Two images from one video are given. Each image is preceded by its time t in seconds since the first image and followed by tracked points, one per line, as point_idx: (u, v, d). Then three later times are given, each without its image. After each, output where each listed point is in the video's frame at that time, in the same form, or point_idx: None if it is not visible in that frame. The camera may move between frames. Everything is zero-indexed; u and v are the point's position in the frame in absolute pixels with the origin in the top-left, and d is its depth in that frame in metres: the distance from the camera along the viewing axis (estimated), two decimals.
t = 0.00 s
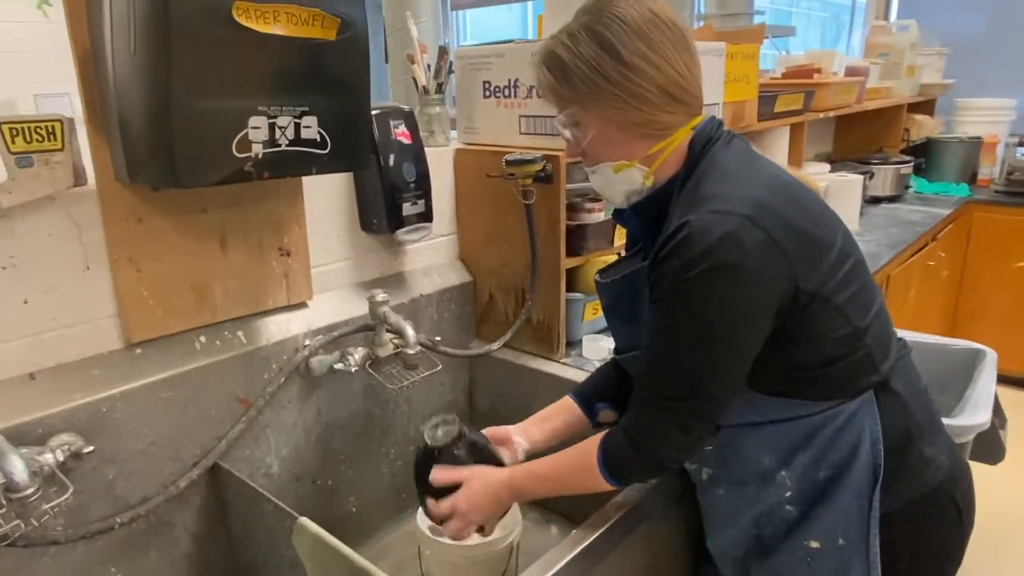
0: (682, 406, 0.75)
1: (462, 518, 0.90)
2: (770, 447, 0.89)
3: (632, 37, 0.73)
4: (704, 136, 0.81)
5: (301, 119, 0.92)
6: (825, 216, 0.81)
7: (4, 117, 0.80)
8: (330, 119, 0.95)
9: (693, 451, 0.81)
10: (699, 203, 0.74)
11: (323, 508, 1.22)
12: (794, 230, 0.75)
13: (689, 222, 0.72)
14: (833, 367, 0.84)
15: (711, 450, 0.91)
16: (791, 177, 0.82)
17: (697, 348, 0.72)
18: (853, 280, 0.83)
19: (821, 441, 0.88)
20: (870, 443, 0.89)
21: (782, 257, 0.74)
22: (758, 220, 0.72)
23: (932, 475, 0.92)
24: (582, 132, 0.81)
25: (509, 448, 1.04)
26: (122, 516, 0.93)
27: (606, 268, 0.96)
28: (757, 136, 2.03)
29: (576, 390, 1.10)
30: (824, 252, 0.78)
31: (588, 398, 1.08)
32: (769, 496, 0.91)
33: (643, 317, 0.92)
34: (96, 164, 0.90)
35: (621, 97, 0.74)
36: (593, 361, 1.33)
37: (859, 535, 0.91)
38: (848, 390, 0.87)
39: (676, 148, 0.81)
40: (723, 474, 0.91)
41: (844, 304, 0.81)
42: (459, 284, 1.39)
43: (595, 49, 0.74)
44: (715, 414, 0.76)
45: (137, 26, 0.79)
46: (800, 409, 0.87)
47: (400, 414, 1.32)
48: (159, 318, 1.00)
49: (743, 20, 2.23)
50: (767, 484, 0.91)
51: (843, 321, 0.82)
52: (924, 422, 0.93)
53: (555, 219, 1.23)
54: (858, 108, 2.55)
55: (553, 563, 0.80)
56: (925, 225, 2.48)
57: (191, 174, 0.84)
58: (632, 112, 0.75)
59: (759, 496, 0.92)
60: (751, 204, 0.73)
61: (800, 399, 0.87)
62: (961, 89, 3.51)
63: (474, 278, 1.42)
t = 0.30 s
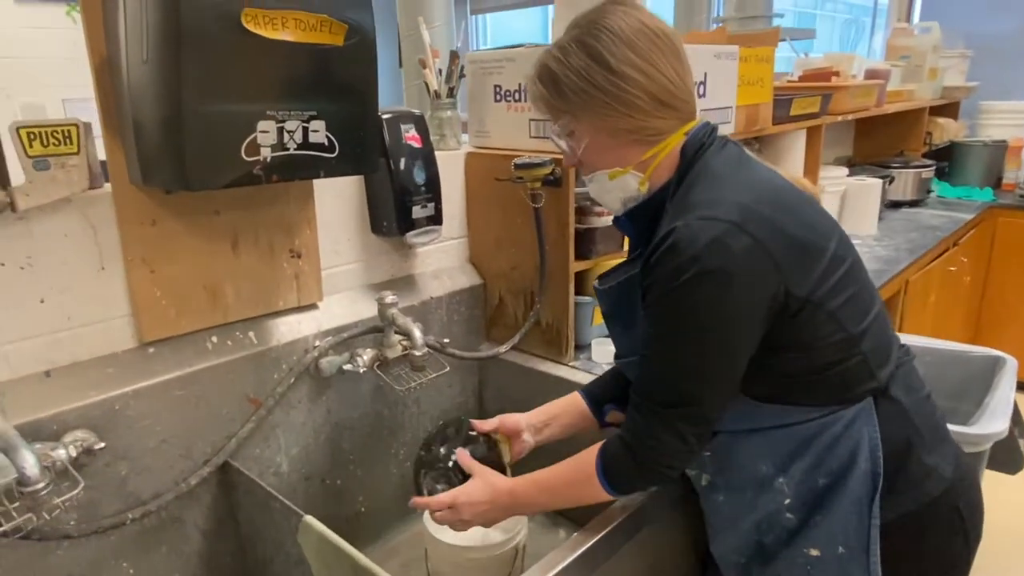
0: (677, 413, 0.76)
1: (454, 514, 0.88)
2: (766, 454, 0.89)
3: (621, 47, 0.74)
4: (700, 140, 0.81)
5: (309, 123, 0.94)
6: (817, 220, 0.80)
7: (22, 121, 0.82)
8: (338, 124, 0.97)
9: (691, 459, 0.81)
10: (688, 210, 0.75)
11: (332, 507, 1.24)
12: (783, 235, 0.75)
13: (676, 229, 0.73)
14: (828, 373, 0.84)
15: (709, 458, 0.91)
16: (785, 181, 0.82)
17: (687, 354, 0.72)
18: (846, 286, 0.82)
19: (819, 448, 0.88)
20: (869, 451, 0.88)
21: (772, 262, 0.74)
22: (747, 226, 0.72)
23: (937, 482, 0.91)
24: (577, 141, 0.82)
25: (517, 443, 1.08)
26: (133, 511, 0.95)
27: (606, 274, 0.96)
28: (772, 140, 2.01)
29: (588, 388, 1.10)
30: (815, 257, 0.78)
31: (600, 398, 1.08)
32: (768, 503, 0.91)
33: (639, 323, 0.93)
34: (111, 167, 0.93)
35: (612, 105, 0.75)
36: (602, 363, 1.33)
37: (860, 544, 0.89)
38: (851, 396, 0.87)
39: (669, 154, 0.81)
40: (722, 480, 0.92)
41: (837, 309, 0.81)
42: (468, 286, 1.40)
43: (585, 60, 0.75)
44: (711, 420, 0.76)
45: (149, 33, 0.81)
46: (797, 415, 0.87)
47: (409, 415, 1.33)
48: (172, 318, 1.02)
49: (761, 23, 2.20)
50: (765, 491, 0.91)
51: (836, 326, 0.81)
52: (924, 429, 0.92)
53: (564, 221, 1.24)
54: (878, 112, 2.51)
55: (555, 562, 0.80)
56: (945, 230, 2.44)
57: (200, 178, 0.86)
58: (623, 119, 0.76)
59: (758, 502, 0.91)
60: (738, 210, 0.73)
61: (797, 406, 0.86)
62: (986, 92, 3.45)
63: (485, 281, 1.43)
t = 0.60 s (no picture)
0: (670, 415, 0.77)
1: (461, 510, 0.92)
2: (759, 453, 0.91)
3: (604, 62, 0.75)
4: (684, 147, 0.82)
5: (317, 127, 0.96)
6: (801, 221, 0.81)
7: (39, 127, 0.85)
8: (345, 128, 0.99)
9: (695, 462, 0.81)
10: (673, 215, 0.76)
11: (341, 506, 1.25)
12: (766, 236, 0.76)
13: (660, 235, 0.74)
14: (819, 373, 0.85)
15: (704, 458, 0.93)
16: (769, 185, 0.83)
17: (675, 357, 0.73)
18: (832, 286, 0.83)
19: (808, 447, 0.89)
20: (858, 449, 0.89)
21: (756, 264, 0.75)
22: (730, 229, 0.73)
23: (935, 482, 0.92)
24: (565, 152, 0.84)
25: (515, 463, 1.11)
26: (147, 508, 0.96)
27: (599, 282, 0.97)
28: (781, 141, 2.01)
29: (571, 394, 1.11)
30: (800, 257, 0.79)
31: (584, 404, 1.09)
32: (762, 503, 0.92)
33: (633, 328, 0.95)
34: (125, 171, 0.95)
35: (597, 119, 0.77)
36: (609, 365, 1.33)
37: (852, 543, 0.90)
38: (842, 397, 0.88)
39: (654, 164, 0.83)
40: (717, 480, 0.93)
41: (824, 309, 0.81)
42: (476, 288, 1.42)
43: (570, 76, 0.76)
44: (705, 422, 0.77)
45: (162, 41, 0.83)
46: (789, 416, 0.88)
47: (417, 416, 1.35)
48: (184, 319, 1.04)
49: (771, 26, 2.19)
50: (758, 490, 0.92)
51: (823, 327, 0.82)
52: (916, 432, 0.92)
53: (572, 224, 1.25)
54: (889, 113, 2.50)
55: (557, 561, 0.81)
56: (957, 231, 2.43)
57: (211, 182, 0.88)
58: (608, 132, 0.78)
59: (752, 502, 0.93)
60: (721, 213, 0.74)
61: (790, 407, 0.88)
62: (1000, 92, 3.42)
63: (492, 282, 1.44)
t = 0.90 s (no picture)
0: (672, 413, 0.76)
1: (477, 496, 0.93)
2: (767, 454, 0.91)
3: (588, 82, 0.76)
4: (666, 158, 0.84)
5: (322, 128, 0.96)
6: (786, 217, 0.83)
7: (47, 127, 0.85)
8: (349, 128, 0.99)
9: (700, 460, 0.81)
10: (666, 214, 0.77)
11: (345, 505, 1.26)
12: (755, 230, 0.77)
13: (654, 234, 0.74)
14: (816, 367, 0.85)
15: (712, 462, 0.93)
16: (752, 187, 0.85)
17: (674, 354, 0.73)
18: (822, 278, 0.83)
19: (814, 448, 0.89)
20: (864, 447, 0.88)
21: (748, 256, 0.75)
22: (721, 224, 0.74)
23: (938, 483, 0.92)
24: (552, 171, 0.84)
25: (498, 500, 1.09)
26: (152, 506, 0.97)
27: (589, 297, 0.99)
28: (786, 142, 2.01)
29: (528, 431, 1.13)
30: (790, 250, 0.80)
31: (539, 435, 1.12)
32: (770, 505, 0.93)
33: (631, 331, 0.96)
34: (132, 172, 0.96)
35: (581, 136, 0.77)
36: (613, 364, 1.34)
37: (861, 540, 0.90)
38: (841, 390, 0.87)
39: (637, 177, 0.83)
40: (724, 484, 0.94)
41: (816, 302, 0.82)
42: (480, 288, 1.42)
43: (554, 96, 0.77)
44: (710, 418, 0.77)
45: (168, 42, 0.83)
46: (790, 415, 0.88)
47: (421, 416, 1.35)
48: (190, 318, 1.05)
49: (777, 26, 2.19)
50: (767, 492, 0.93)
51: (816, 320, 0.82)
52: (919, 422, 0.92)
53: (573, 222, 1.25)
54: (895, 113, 2.49)
55: (559, 560, 0.82)
56: (963, 233, 2.42)
57: (216, 182, 0.88)
58: (593, 149, 0.78)
59: (762, 504, 0.93)
60: (710, 210, 0.75)
61: (790, 407, 0.88)
62: (1007, 93, 3.41)
63: (496, 283, 1.45)
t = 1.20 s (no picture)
0: (677, 412, 0.76)
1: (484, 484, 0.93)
2: (764, 457, 0.90)
3: (591, 82, 0.75)
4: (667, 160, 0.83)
5: (321, 130, 0.96)
6: (786, 219, 0.82)
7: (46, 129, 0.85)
8: (349, 130, 0.99)
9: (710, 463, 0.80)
10: (666, 216, 0.77)
11: (344, 508, 1.26)
12: (756, 232, 0.76)
13: (654, 235, 0.74)
14: (815, 371, 0.84)
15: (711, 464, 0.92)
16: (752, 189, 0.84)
17: (676, 356, 0.73)
18: (823, 281, 0.83)
19: (812, 450, 0.88)
20: (860, 450, 0.88)
21: (750, 257, 0.75)
22: (722, 226, 0.74)
23: (938, 490, 0.91)
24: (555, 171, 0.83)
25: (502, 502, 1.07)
26: (151, 508, 0.97)
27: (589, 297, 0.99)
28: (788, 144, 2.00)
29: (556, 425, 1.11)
30: (791, 252, 0.79)
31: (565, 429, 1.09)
32: (766, 508, 0.92)
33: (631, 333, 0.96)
34: (131, 174, 0.95)
35: (586, 137, 0.77)
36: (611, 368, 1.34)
37: (856, 544, 0.90)
38: (841, 394, 0.87)
39: (641, 178, 0.82)
40: (721, 486, 0.92)
41: (816, 305, 0.81)
42: (480, 290, 1.42)
43: (557, 95, 0.76)
44: (714, 422, 0.76)
45: (167, 44, 0.83)
46: (790, 419, 0.87)
47: (421, 418, 1.35)
48: (189, 319, 1.04)
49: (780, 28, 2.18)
50: (763, 495, 0.92)
51: (816, 323, 0.81)
52: (915, 427, 0.92)
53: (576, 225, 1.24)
54: (898, 115, 2.48)
55: (562, 562, 0.81)
56: (966, 235, 2.41)
57: (216, 185, 0.88)
58: (597, 150, 0.78)
59: (757, 507, 0.92)
60: (711, 212, 0.75)
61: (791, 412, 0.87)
62: (1011, 95, 3.40)
63: (497, 285, 1.44)
